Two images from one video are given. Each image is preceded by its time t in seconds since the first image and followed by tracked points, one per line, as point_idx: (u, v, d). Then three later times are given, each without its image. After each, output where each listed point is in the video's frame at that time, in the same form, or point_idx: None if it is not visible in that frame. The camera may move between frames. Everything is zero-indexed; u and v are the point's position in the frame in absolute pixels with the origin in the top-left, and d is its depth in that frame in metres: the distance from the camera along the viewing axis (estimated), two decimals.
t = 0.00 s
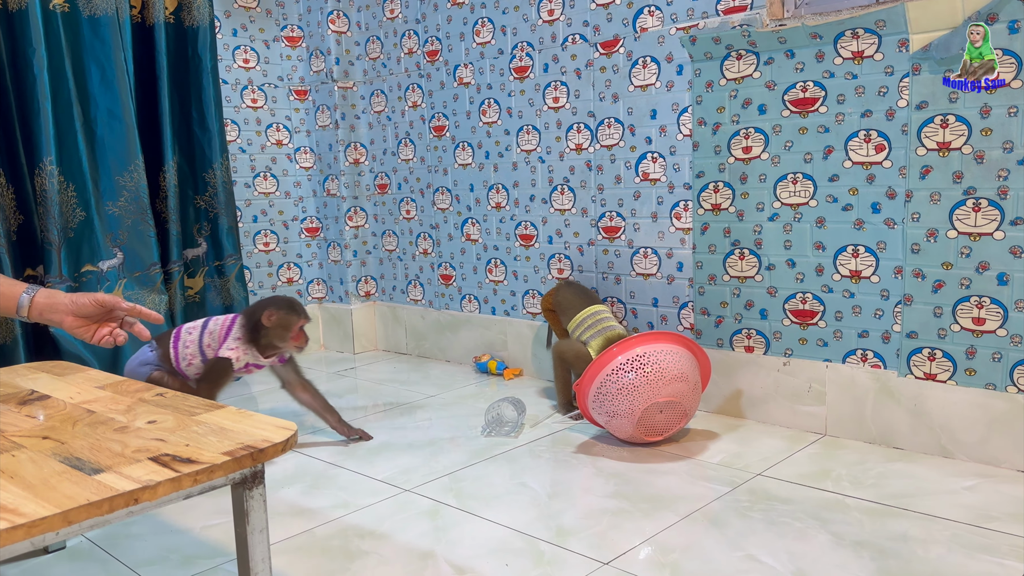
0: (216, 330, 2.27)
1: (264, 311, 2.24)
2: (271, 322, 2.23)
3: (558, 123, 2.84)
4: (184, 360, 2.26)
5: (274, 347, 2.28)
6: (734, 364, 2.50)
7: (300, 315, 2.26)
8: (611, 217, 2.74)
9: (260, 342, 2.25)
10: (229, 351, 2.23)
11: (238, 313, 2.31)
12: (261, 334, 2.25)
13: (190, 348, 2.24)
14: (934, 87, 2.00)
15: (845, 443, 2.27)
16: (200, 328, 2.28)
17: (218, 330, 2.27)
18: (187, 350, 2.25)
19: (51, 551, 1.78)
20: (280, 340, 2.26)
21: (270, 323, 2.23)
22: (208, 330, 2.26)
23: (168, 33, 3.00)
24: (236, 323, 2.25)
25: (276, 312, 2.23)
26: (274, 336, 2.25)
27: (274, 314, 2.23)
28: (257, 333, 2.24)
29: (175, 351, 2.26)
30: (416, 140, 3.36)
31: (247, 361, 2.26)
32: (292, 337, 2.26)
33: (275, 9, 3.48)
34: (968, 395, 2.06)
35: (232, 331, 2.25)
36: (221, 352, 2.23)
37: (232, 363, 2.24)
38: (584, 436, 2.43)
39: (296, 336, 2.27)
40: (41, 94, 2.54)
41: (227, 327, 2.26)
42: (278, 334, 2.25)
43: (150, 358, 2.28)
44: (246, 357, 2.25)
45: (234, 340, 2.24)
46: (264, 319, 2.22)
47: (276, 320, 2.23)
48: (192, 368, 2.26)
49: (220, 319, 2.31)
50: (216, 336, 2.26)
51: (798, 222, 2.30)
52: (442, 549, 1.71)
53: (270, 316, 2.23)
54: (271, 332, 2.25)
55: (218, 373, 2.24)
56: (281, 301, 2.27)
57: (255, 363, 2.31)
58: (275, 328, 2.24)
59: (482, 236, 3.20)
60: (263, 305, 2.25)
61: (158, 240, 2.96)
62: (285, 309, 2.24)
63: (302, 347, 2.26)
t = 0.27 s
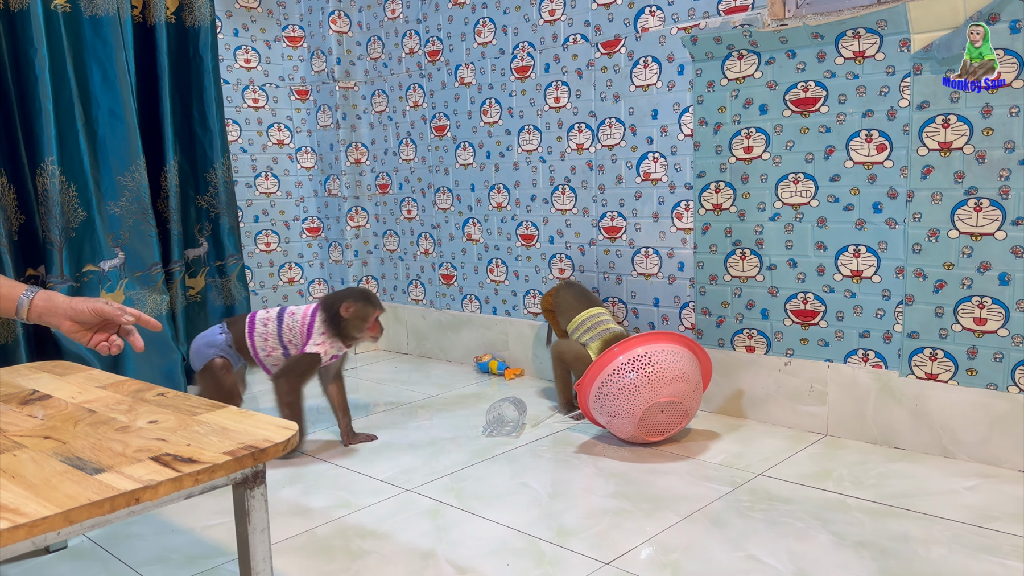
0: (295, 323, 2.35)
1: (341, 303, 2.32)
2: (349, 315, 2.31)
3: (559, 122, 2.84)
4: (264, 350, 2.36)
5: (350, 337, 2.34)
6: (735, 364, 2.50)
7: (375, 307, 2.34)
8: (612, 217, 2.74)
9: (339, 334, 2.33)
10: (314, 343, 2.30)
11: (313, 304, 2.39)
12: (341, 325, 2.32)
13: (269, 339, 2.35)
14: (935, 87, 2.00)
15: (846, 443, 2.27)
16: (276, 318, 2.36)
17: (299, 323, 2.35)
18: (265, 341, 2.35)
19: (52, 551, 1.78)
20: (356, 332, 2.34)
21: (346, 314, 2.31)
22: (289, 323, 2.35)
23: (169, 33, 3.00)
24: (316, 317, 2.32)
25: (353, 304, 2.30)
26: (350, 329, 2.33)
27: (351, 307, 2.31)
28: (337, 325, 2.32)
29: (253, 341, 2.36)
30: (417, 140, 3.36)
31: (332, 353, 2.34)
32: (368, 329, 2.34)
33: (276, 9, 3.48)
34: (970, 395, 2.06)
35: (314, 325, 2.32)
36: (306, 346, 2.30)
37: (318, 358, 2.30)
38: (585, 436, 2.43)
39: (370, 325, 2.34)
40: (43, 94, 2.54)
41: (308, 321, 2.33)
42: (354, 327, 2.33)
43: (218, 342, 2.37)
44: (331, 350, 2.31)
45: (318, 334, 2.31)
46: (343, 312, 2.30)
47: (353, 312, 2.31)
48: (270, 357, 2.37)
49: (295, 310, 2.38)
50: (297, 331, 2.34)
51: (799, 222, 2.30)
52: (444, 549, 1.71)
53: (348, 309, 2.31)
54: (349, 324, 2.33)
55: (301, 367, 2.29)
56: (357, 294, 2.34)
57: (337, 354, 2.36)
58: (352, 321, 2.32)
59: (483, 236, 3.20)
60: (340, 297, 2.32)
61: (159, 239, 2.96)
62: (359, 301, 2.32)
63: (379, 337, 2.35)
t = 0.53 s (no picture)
0: (370, 318, 2.26)
1: (412, 299, 2.27)
2: (419, 310, 2.27)
3: (560, 122, 2.84)
4: (342, 350, 2.24)
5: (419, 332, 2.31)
6: (736, 364, 2.50)
7: (444, 303, 2.31)
8: (613, 217, 2.74)
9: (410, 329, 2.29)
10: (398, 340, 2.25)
11: (380, 300, 2.31)
12: (415, 321, 2.28)
13: (344, 338, 2.23)
14: (936, 87, 2.00)
15: (847, 443, 2.27)
16: (348, 316, 2.25)
17: (373, 319, 2.26)
18: (340, 340, 2.23)
19: (53, 550, 1.78)
20: (425, 327, 2.30)
21: (418, 311, 2.27)
22: (364, 320, 2.25)
23: (171, 33, 3.00)
24: (392, 312, 2.26)
25: (423, 300, 2.27)
26: (420, 324, 2.30)
27: (421, 302, 2.27)
28: (409, 320, 2.27)
29: (326, 342, 2.23)
30: (418, 140, 3.36)
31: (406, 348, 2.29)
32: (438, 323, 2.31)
33: (277, 9, 3.48)
34: (971, 395, 2.06)
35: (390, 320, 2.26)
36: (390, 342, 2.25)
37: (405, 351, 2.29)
38: (586, 436, 2.43)
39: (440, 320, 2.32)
40: (44, 94, 2.54)
41: (383, 316, 2.26)
42: (422, 322, 2.29)
43: (283, 339, 2.24)
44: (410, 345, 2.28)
45: (396, 329, 2.26)
46: (415, 308, 2.26)
47: (425, 308, 2.27)
48: (346, 357, 2.25)
49: (364, 306, 2.29)
50: (375, 326, 2.25)
51: (800, 222, 2.30)
52: (444, 549, 1.71)
53: (421, 305, 2.27)
54: (420, 319, 2.29)
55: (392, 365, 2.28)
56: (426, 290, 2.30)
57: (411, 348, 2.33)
58: (423, 317, 2.28)
59: (484, 236, 3.20)
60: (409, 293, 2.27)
61: (160, 239, 2.96)
62: (428, 296, 2.28)
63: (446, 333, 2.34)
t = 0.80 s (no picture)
0: (421, 313, 2.26)
1: (468, 298, 2.29)
2: (476, 310, 2.28)
3: (561, 123, 2.84)
4: (390, 345, 2.23)
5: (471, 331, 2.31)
6: (737, 364, 2.50)
7: (500, 302, 2.32)
8: (614, 217, 2.74)
9: (463, 327, 2.29)
10: (443, 335, 2.24)
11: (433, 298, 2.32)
12: (467, 319, 2.29)
13: (395, 332, 2.23)
14: (938, 86, 2.00)
15: (848, 443, 2.26)
16: (400, 311, 2.26)
17: (424, 313, 2.27)
18: (390, 335, 2.24)
19: (54, 550, 1.78)
20: (477, 325, 2.31)
21: (474, 310, 2.28)
22: (414, 314, 2.26)
23: (172, 33, 3.00)
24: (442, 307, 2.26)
25: (480, 300, 2.28)
26: (473, 322, 2.30)
27: (478, 302, 2.29)
28: (462, 318, 2.28)
29: (378, 337, 2.23)
30: (419, 140, 3.36)
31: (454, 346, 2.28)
32: (493, 322, 2.32)
33: (278, 9, 3.48)
34: (973, 395, 2.05)
35: (441, 315, 2.25)
36: (436, 336, 2.24)
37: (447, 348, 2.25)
38: (586, 436, 2.43)
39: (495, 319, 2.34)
40: (45, 94, 2.54)
41: (434, 311, 2.26)
42: (477, 321, 2.30)
43: (347, 341, 2.21)
44: (456, 340, 2.27)
45: (445, 324, 2.25)
46: (473, 306, 2.27)
47: (482, 307, 2.29)
48: (394, 352, 2.25)
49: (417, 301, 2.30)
50: (424, 320, 2.25)
51: (802, 222, 2.30)
52: (445, 549, 1.71)
53: (477, 303, 2.28)
54: (474, 318, 2.30)
55: (428, 359, 2.23)
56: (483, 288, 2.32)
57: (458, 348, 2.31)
58: (479, 315, 2.29)
59: (485, 236, 3.20)
60: (466, 292, 2.29)
61: (161, 239, 2.96)
62: (481, 293, 2.30)
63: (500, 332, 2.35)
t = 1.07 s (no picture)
0: (431, 320, 2.20)
1: (479, 301, 2.16)
2: (487, 314, 2.15)
3: (562, 123, 2.84)
4: (404, 354, 2.20)
5: (485, 336, 2.19)
6: (738, 364, 2.50)
7: (514, 304, 2.17)
8: (615, 217, 2.74)
9: (474, 332, 2.17)
10: (449, 342, 2.15)
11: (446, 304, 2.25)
12: (477, 323, 2.16)
13: (406, 340, 2.19)
14: (939, 86, 2.00)
15: (849, 443, 2.26)
16: (413, 319, 2.22)
17: (434, 320, 2.20)
18: (404, 343, 2.20)
19: (55, 550, 1.79)
20: (491, 330, 2.18)
21: (485, 313, 2.15)
22: (424, 321, 2.20)
23: (173, 33, 3.00)
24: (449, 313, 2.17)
25: (491, 302, 2.14)
26: (488, 326, 2.17)
27: (490, 305, 2.15)
28: (473, 323, 2.16)
29: (392, 346, 2.21)
30: (420, 140, 3.36)
31: (465, 353, 2.19)
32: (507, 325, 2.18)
33: (279, 9, 3.48)
34: (974, 395, 2.05)
35: (449, 321, 2.17)
36: (443, 342, 2.15)
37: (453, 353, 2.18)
38: (587, 436, 2.43)
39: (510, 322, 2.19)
40: (46, 94, 2.54)
41: (443, 317, 2.19)
42: (490, 326, 2.17)
43: (365, 352, 2.22)
44: (466, 346, 2.17)
45: (453, 330, 2.17)
46: (482, 310, 2.14)
47: (493, 310, 2.15)
48: (409, 360, 2.20)
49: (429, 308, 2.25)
50: (434, 326, 2.19)
51: (803, 222, 2.30)
52: (446, 549, 1.71)
53: (488, 307, 2.14)
54: (487, 323, 2.17)
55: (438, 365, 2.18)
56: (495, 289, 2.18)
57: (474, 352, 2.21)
58: (492, 319, 2.16)
59: (485, 236, 3.20)
60: (478, 294, 2.17)
61: (162, 239, 2.97)
62: (489, 296, 2.15)
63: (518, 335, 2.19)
